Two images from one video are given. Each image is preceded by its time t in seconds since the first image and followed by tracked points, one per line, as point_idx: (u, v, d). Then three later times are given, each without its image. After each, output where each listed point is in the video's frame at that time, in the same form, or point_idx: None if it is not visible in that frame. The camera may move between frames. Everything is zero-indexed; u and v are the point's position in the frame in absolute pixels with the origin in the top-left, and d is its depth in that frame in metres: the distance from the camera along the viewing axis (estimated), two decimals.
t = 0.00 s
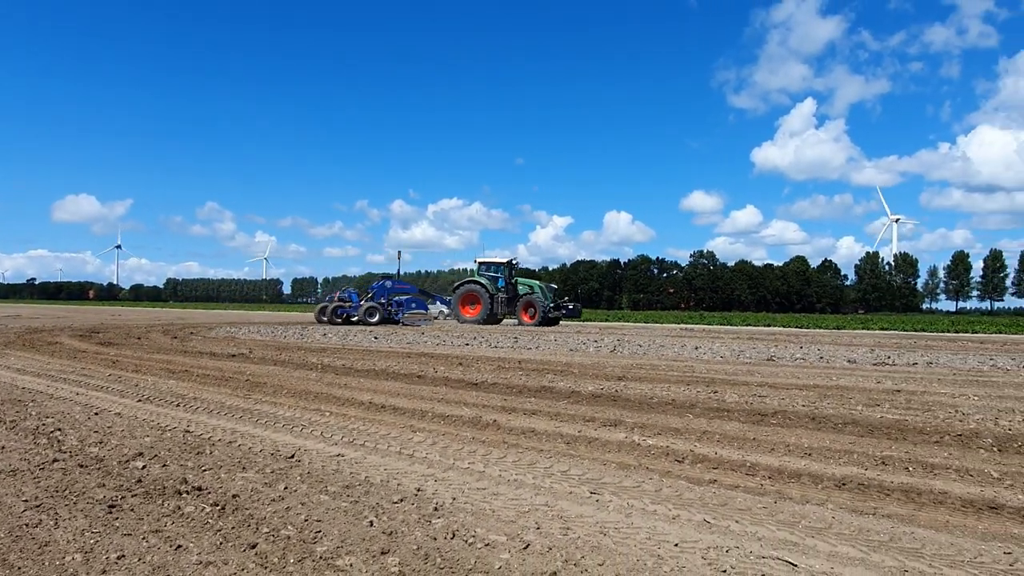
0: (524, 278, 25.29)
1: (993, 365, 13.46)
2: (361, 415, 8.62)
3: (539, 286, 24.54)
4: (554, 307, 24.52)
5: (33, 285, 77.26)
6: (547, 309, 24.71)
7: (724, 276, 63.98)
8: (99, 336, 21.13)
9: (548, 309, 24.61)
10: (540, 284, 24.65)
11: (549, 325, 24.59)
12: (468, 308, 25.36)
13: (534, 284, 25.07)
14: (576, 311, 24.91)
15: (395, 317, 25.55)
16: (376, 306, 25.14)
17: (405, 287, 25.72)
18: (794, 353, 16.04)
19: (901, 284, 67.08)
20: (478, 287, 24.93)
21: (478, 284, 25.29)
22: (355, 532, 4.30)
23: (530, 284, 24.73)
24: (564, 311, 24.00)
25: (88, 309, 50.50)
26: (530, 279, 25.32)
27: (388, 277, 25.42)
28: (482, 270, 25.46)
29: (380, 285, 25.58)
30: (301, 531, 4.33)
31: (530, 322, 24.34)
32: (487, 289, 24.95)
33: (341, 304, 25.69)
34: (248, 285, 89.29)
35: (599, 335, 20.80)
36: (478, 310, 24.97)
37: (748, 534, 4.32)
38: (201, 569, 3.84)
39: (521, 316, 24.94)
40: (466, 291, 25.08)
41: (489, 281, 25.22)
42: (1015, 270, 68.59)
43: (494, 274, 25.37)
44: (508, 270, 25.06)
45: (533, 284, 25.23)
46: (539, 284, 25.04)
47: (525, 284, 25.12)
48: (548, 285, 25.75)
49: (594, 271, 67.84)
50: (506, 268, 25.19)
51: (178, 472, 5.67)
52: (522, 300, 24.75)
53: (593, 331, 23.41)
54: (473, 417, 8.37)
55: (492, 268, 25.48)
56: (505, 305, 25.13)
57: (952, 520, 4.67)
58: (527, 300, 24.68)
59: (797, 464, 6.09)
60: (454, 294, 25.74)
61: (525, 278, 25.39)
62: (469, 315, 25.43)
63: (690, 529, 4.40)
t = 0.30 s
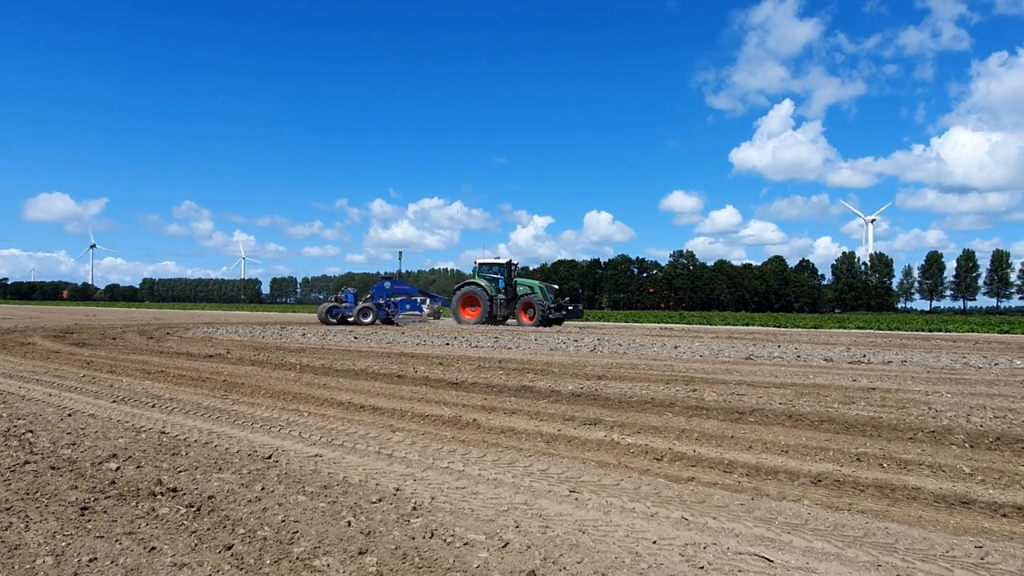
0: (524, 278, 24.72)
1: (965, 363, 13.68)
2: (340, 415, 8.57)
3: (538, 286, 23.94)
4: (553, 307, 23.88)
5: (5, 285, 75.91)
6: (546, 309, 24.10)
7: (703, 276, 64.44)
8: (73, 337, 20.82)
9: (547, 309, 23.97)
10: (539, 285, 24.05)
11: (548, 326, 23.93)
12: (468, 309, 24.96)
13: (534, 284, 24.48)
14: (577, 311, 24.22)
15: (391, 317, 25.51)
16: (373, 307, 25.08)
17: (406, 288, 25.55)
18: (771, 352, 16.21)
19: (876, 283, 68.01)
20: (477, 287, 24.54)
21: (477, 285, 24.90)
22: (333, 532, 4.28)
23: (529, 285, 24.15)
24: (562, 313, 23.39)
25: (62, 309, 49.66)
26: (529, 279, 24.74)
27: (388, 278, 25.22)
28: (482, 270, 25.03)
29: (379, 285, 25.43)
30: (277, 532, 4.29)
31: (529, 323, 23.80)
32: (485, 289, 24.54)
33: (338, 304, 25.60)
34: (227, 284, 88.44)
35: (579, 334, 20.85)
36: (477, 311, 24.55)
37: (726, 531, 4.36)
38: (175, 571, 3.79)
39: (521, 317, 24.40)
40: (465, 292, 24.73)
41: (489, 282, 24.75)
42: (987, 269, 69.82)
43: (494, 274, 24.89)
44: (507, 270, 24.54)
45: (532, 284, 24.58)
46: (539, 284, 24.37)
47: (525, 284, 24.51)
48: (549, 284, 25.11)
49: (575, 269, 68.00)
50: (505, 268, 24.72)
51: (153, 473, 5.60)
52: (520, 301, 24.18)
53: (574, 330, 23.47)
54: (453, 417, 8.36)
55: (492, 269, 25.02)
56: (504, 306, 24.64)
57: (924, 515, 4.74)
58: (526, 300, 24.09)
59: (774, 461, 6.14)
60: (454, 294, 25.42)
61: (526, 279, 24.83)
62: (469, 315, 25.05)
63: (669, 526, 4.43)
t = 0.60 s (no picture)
0: (520, 277, 24.30)
1: (936, 361, 13.91)
2: (317, 415, 8.50)
3: (533, 284, 23.48)
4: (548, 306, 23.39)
5: None
6: (542, 308, 23.65)
7: (680, 275, 64.90)
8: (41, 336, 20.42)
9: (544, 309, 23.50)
10: (535, 283, 23.60)
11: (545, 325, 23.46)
12: (464, 309, 24.73)
13: (530, 282, 24.02)
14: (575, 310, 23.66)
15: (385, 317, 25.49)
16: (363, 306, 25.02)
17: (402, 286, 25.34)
18: (747, 350, 16.36)
19: (850, 283, 68.97)
20: (473, 287, 24.27)
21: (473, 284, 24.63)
22: (308, 532, 4.24)
23: (524, 283, 23.72)
24: (557, 313, 22.86)
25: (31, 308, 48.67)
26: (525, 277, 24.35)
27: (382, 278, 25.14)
28: (479, 269, 24.75)
29: (373, 286, 25.40)
30: (251, 532, 4.24)
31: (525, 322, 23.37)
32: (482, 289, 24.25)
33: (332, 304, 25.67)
34: (202, 284, 87.33)
35: (557, 333, 20.90)
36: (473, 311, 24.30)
37: (700, 527, 4.39)
38: (146, 573, 3.74)
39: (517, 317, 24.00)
40: (462, 292, 24.58)
41: (485, 281, 24.43)
42: (957, 269, 71.12)
43: (490, 274, 24.64)
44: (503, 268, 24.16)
45: (528, 281, 24.09)
46: (535, 282, 23.87)
47: (521, 283, 24.05)
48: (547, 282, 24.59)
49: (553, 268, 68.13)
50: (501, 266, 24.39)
51: (124, 474, 5.51)
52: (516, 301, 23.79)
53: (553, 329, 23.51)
54: (430, 416, 8.33)
55: (488, 268, 24.76)
56: (500, 305, 24.31)
57: (894, 510, 4.81)
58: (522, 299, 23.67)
59: (749, 458, 6.20)
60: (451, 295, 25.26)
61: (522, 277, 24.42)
62: (466, 316, 24.80)
63: (645, 524, 4.45)
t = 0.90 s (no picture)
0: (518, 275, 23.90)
1: (910, 359, 14.11)
2: (295, 413, 8.44)
3: (531, 281, 23.05)
4: (546, 304, 22.92)
5: None
6: (541, 307, 23.21)
7: (661, 275, 65.20)
8: (13, 335, 20.03)
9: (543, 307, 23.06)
10: (532, 280, 23.15)
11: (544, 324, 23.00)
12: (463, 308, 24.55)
13: (529, 280, 23.57)
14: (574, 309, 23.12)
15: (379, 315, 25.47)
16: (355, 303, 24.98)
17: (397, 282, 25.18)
18: (726, 349, 16.47)
19: (828, 282, 69.70)
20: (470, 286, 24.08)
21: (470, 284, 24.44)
22: (284, 532, 4.21)
23: (522, 282, 23.30)
24: (555, 312, 22.38)
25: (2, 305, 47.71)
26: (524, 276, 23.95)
27: (378, 277, 25.23)
28: (479, 268, 24.55)
29: (371, 283, 25.63)
30: (227, 532, 4.21)
31: (522, 322, 22.98)
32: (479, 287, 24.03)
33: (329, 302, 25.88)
34: (179, 281, 86.18)
35: (538, 331, 20.91)
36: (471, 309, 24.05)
37: (677, 524, 4.42)
38: (119, 573, 3.69)
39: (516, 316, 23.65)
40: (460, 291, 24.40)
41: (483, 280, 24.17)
42: (931, 269, 72.20)
43: (488, 272, 24.37)
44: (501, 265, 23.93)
45: (525, 280, 23.66)
46: (533, 280, 23.43)
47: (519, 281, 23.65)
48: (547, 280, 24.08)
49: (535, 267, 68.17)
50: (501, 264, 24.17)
51: (97, 474, 5.44)
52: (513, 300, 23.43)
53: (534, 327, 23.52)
54: (409, 414, 8.31)
55: (487, 267, 24.52)
56: (499, 304, 23.96)
57: (867, 505, 4.89)
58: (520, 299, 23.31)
59: (725, 455, 6.26)
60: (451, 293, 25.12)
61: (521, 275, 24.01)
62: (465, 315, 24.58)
63: (623, 521, 4.47)
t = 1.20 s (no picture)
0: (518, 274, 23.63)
1: (887, 358, 14.28)
2: (275, 413, 8.37)
3: (531, 282, 22.79)
4: (546, 305, 22.67)
5: None
6: (541, 307, 22.95)
7: (643, 274, 65.48)
8: None
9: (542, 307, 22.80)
10: (532, 280, 22.87)
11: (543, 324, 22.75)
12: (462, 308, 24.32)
13: (528, 279, 23.31)
14: (574, 309, 22.85)
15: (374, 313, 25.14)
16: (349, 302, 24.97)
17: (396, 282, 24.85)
18: (707, 348, 16.57)
19: (808, 282, 70.32)
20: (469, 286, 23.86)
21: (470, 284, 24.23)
22: (262, 532, 4.18)
23: (521, 281, 23.03)
24: (553, 313, 22.10)
25: None
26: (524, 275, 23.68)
27: (376, 277, 24.92)
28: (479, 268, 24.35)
29: (371, 282, 25.40)
30: (204, 533, 4.17)
31: (521, 322, 22.75)
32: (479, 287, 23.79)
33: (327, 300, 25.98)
34: (158, 280, 85.19)
35: (520, 330, 20.89)
36: (470, 309, 23.84)
37: (657, 522, 4.44)
38: None
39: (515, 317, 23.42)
40: (459, 290, 24.20)
41: (483, 280, 23.95)
42: (909, 269, 73.13)
43: (488, 271, 24.14)
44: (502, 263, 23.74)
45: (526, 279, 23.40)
46: (533, 279, 23.16)
47: (518, 280, 23.37)
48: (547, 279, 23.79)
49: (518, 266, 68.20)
50: (501, 264, 23.97)
51: (72, 475, 5.36)
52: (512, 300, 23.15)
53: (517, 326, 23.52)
54: (391, 413, 8.27)
55: (488, 266, 24.30)
56: (498, 304, 23.72)
57: (844, 502, 4.94)
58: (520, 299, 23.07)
59: (705, 454, 6.29)
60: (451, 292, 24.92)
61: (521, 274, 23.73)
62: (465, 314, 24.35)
63: (603, 519, 4.48)
